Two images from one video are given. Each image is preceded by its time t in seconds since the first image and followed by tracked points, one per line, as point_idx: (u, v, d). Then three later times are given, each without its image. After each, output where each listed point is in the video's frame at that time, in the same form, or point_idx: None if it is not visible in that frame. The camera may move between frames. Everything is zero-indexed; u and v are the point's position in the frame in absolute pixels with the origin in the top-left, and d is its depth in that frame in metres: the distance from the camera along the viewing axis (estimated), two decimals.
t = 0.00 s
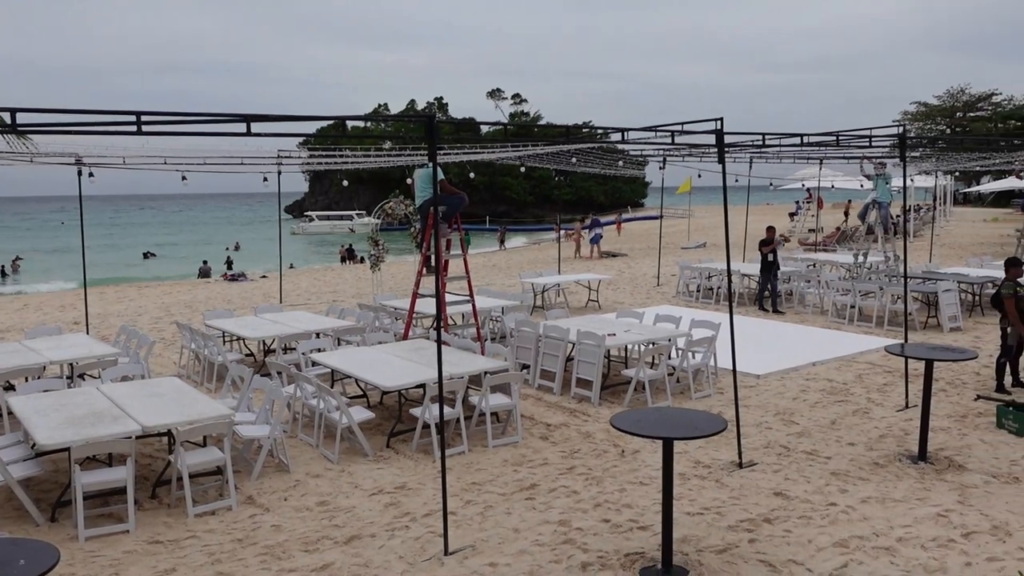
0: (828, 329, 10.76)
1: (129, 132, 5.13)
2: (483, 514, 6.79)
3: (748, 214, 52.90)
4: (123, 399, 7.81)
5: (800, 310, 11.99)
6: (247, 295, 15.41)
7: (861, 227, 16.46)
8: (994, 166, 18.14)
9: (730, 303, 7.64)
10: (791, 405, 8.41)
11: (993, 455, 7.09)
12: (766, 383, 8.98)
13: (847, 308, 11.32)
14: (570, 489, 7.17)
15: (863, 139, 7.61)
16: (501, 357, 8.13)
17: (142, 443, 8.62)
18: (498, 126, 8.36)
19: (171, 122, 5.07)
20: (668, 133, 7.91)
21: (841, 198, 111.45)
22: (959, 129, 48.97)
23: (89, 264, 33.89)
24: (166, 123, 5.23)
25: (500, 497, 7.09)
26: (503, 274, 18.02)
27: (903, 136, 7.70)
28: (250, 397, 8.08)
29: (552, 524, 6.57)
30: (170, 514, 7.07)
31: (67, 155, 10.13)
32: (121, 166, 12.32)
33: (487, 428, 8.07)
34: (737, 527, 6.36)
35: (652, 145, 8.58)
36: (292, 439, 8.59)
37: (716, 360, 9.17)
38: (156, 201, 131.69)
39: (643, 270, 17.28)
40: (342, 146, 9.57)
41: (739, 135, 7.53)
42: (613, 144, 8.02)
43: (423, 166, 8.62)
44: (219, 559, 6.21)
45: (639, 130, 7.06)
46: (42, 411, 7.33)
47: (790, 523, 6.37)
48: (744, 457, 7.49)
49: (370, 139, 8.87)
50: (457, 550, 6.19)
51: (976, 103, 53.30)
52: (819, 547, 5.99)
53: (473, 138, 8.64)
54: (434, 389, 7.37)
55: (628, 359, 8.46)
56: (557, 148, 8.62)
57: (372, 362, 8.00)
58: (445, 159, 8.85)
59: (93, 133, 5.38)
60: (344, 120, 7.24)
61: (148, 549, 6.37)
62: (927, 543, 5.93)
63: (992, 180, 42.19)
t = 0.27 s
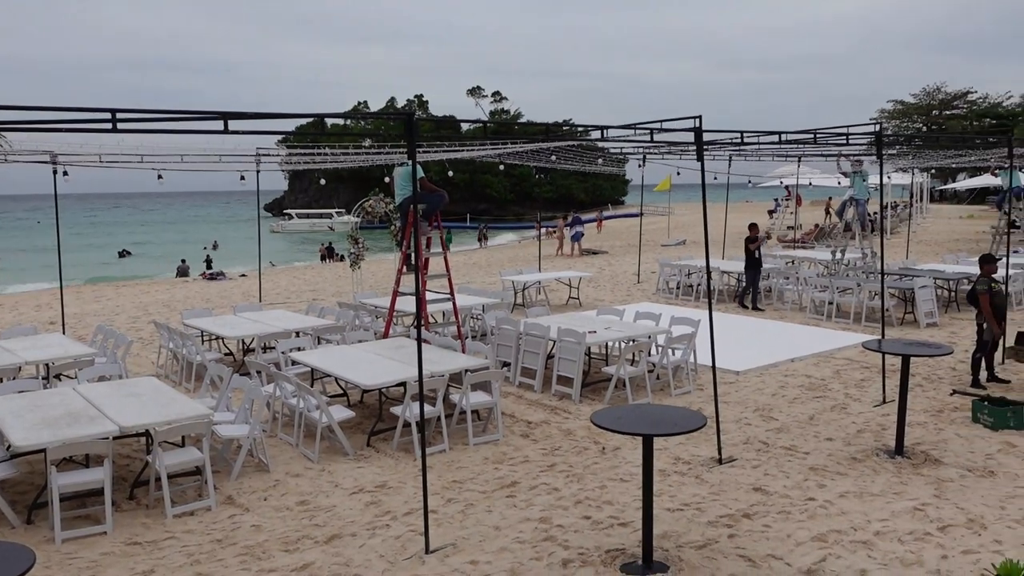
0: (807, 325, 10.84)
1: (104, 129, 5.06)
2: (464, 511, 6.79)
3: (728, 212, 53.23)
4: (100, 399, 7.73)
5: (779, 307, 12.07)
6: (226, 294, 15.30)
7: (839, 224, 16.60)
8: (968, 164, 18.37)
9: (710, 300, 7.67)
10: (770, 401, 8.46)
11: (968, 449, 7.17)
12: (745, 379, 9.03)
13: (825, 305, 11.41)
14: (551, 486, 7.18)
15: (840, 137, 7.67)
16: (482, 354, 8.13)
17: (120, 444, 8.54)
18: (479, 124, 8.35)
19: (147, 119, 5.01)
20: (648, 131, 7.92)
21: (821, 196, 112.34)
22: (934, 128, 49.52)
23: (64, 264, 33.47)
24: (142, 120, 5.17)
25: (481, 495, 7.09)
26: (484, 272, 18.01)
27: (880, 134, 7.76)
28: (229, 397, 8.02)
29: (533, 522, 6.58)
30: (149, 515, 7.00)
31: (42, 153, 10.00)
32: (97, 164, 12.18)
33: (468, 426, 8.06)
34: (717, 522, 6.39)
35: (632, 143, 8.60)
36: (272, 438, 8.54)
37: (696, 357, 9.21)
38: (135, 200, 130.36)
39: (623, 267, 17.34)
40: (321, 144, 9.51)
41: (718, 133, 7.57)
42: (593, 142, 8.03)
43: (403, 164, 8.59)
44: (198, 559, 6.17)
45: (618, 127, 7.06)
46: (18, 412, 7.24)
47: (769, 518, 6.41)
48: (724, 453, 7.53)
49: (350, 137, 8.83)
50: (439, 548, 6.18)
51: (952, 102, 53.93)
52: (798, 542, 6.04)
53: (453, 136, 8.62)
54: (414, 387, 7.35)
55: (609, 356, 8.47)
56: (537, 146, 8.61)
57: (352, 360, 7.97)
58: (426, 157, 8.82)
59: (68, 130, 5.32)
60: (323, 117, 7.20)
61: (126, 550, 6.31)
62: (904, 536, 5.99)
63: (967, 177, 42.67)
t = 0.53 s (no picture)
0: (785, 321, 10.92)
1: (78, 126, 4.99)
2: (444, 509, 6.78)
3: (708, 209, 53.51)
4: (76, 399, 7.64)
5: (757, 303, 12.15)
6: (204, 292, 15.19)
7: (817, 221, 16.72)
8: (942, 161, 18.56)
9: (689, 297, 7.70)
10: (748, 397, 8.51)
11: (943, 444, 7.25)
12: (724, 375, 9.08)
13: (803, 301, 11.49)
14: (531, 483, 7.18)
15: (817, 134, 7.72)
16: (462, 352, 8.11)
17: (97, 443, 8.45)
18: (458, 121, 8.33)
19: (122, 116, 4.95)
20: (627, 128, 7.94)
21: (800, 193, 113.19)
22: (911, 125, 50.03)
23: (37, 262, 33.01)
24: (117, 117, 5.10)
25: (461, 492, 7.08)
26: (464, 269, 17.98)
27: (856, 131, 7.82)
28: (207, 395, 7.95)
29: (512, 519, 6.58)
30: (125, 515, 6.93)
31: (15, 150, 9.87)
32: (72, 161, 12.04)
33: (448, 424, 8.05)
34: (696, 518, 6.42)
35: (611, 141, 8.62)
36: (250, 437, 8.48)
37: (675, 353, 9.24)
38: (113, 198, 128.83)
39: (603, 264, 17.38)
40: (300, 141, 9.46)
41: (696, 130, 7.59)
42: (573, 139, 8.03)
43: (382, 161, 8.54)
44: (176, 560, 6.11)
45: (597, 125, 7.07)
46: None
47: (748, 513, 6.45)
48: (703, 449, 7.56)
49: (328, 134, 8.78)
50: (418, 546, 6.17)
51: (928, 100, 54.48)
52: (776, 536, 6.08)
53: (432, 133, 8.60)
54: (394, 385, 7.32)
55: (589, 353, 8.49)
56: (516, 143, 8.60)
57: (331, 358, 7.92)
58: (405, 154, 8.78)
59: (41, 127, 5.24)
60: (300, 114, 7.15)
61: (103, 551, 6.24)
62: (881, 530, 6.05)
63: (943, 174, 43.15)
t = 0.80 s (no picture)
0: (764, 317, 10.98)
1: (51, 122, 4.93)
2: (424, 507, 6.76)
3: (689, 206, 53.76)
4: (52, 399, 7.56)
5: (736, 299, 12.22)
6: (182, 291, 15.07)
7: (795, 218, 16.85)
8: (917, 158, 18.76)
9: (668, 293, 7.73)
10: (727, 393, 8.56)
11: (919, 438, 7.32)
12: (704, 371, 9.12)
13: (781, 297, 11.56)
14: (511, 481, 7.18)
15: (795, 131, 7.77)
16: (442, 350, 8.10)
17: (73, 444, 8.36)
18: (437, 118, 8.31)
19: (95, 112, 4.89)
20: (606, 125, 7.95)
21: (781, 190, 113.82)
22: (887, 122, 50.49)
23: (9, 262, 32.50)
24: (91, 113, 5.04)
25: (442, 490, 7.07)
26: (444, 267, 17.94)
27: (833, 128, 7.87)
28: (186, 395, 7.89)
29: (493, 516, 6.58)
30: (102, 516, 6.87)
31: None
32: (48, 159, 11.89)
33: (428, 422, 8.03)
34: (675, 513, 6.45)
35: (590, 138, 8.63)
36: (229, 437, 8.42)
37: (655, 349, 9.27)
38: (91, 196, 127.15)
39: (583, 261, 17.41)
40: (278, 138, 9.39)
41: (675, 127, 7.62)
42: (552, 136, 8.03)
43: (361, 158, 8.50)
44: (154, 560, 6.06)
45: (576, 121, 7.08)
46: None
47: (727, 508, 6.49)
48: (683, 445, 7.60)
49: (307, 131, 8.73)
50: (399, 544, 6.15)
51: (905, 97, 55.03)
52: (755, 531, 6.12)
53: (412, 130, 8.57)
54: (373, 383, 7.29)
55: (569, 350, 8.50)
56: (496, 140, 8.58)
57: (311, 357, 7.88)
58: (383, 152, 8.74)
59: (13, 123, 5.17)
60: (278, 110, 7.11)
61: (79, 553, 6.18)
62: (858, 524, 6.10)
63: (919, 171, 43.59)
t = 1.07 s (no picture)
0: (744, 313, 11.04)
1: (25, 119, 4.87)
2: (406, 505, 6.75)
3: (671, 203, 53.99)
4: (28, 400, 7.48)
5: (717, 296, 12.27)
6: (161, 290, 14.94)
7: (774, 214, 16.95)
8: (894, 155, 18.94)
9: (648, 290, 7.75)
10: (708, 389, 8.59)
11: (898, 432, 7.38)
12: (685, 368, 9.16)
13: (761, 294, 11.64)
14: (493, 478, 7.18)
15: (774, 129, 7.81)
16: (423, 348, 8.08)
17: (50, 445, 8.28)
18: (417, 115, 8.29)
19: (71, 109, 4.84)
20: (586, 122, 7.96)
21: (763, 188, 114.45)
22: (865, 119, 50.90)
23: None
24: (67, 110, 4.99)
25: (424, 488, 7.05)
26: (425, 265, 17.90)
27: (812, 126, 7.92)
28: (165, 395, 7.82)
29: (475, 514, 6.57)
30: (81, 518, 6.80)
31: None
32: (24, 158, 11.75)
33: (409, 420, 8.02)
34: (657, 509, 6.47)
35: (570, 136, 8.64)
36: (209, 436, 8.37)
37: (636, 346, 9.30)
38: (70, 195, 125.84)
39: (564, 259, 17.44)
40: (258, 136, 9.34)
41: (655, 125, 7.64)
42: (532, 133, 8.03)
43: (341, 156, 8.46)
44: (133, 562, 6.01)
45: (556, 119, 7.09)
46: None
47: (708, 504, 6.52)
48: (663, 441, 7.62)
49: (286, 129, 8.67)
50: (381, 543, 6.13)
51: (883, 95, 55.52)
52: (736, 526, 6.15)
53: (391, 128, 8.54)
54: (354, 382, 7.27)
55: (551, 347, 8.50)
56: (476, 138, 8.57)
57: (291, 356, 7.84)
58: (363, 150, 8.70)
59: None
60: (257, 107, 7.06)
61: (57, 554, 6.11)
62: (837, 518, 6.15)
63: (898, 168, 44.00)
